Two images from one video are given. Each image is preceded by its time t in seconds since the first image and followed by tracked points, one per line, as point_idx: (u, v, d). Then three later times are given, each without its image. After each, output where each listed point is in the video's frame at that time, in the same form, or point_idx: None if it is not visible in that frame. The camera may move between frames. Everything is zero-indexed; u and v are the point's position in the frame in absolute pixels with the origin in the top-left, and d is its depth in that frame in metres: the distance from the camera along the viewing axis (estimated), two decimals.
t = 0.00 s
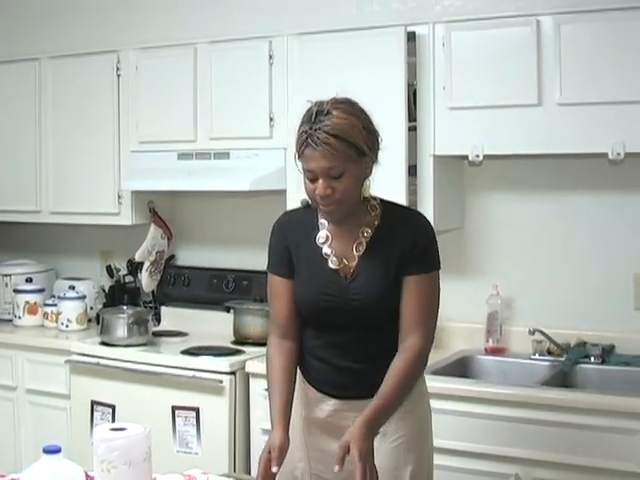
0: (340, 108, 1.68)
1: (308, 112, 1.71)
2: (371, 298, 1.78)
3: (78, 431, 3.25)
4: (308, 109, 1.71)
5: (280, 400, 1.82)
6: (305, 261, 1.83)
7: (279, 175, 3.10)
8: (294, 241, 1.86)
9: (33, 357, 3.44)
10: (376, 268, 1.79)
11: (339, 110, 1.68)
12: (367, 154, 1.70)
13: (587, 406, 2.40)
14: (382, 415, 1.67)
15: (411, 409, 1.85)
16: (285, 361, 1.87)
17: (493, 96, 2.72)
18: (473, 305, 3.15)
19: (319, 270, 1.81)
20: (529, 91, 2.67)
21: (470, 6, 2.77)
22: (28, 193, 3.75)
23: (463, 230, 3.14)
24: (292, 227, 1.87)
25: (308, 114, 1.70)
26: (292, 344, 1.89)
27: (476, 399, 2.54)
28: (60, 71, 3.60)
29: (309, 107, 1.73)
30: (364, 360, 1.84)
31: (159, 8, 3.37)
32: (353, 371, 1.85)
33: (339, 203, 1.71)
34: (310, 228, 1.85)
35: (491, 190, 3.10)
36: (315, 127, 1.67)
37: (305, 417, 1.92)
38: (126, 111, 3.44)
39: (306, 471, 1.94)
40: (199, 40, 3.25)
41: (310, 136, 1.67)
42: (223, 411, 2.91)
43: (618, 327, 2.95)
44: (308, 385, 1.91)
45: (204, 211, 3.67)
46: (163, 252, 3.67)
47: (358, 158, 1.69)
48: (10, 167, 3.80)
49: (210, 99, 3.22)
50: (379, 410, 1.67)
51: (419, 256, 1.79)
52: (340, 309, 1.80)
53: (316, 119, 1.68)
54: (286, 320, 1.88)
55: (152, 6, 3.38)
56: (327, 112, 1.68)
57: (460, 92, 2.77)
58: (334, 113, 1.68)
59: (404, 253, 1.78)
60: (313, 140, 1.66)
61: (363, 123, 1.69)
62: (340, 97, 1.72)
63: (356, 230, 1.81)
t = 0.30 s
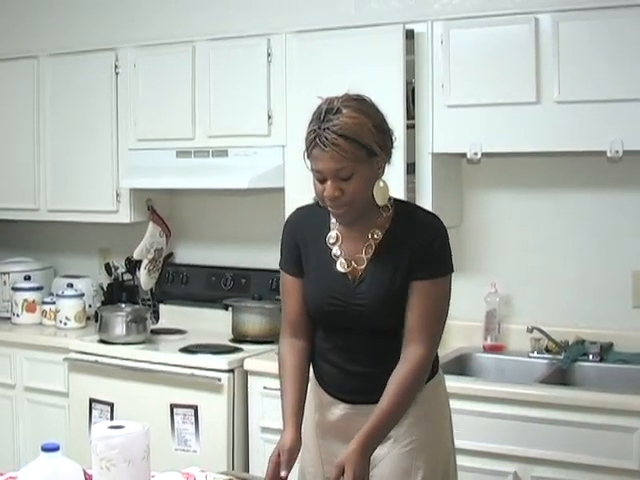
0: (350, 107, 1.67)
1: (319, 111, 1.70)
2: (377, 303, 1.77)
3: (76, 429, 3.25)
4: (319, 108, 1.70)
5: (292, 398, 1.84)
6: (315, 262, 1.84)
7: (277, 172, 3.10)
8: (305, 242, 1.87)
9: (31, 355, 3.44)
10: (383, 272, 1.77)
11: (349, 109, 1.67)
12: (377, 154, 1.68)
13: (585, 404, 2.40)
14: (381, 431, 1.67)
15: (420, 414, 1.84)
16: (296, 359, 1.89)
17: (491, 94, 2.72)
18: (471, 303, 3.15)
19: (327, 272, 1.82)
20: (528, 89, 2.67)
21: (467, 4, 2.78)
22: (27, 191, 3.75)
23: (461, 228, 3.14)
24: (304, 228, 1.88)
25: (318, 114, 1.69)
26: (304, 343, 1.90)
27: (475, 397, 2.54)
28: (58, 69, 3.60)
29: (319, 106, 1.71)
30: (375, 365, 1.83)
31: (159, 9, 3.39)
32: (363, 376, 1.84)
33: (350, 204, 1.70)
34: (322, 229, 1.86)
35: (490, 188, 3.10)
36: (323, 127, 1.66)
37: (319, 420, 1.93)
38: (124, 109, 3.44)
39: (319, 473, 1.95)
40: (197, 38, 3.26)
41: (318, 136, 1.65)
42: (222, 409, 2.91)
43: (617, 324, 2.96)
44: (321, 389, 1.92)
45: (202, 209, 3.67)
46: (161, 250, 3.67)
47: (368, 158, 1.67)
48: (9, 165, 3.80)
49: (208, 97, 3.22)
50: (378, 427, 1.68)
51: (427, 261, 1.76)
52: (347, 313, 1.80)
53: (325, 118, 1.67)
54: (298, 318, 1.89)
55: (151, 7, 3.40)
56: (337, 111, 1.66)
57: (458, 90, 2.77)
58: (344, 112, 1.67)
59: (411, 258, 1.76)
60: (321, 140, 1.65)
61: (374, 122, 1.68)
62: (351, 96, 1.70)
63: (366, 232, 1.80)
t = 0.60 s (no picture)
0: (353, 92, 1.65)
1: (321, 95, 1.68)
2: (382, 289, 1.75)
3: (76, 414, 3.25)
4: (322, 92, 1.68)
5: (299, 383, 1.83)
6: (322, 248, 1.84)
7: (278, 158, 3.10)
8: (312, 227, 1.87)
9: (30, 341, 3.44)
10: (389, 259, 1.76)
11: (351, 94, 1.65)
12: (380, 139, 1.67)
13: (585, 390, 2.40)
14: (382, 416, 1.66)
15: (427, 404, 1.82)
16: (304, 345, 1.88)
17: (492, 80, 2.72)
18: (471, 289, 3.15)
19: (333, 258, 1.81)
20: (528, 75, 2.67)
21: None
22: (27, 177, 3.74)
23: (461, 214, 3.14)
24: (311, 213, 1.88)
25: (320, 98, 1.67)
26: (312, 328, 1.90)
27: (475, 383, 2.55)
28: (58, 54, 3.60)
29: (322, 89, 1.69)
30: (383, 352, 1.81)
31: None
32: (370, 364, 1.82)
33: (352, 190, 1.69)
34: (329, 215, 1.85)
35: (490, 174, 3.09)
36: (324, 112, 1.64)
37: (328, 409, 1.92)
38: (125, 94, 3.43)
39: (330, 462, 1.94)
40: (197, 24, 3.24)
41: (319, 122, 1.64)
42: (221, 395, 2.91)
43: (617, 311, 2.95)
44: (331, 377, 1.91)
45: (202, 195, 3.67)
46: (161, 236, 3.67)
47: (371, 144, 1.65)
48: (8, 151, 3.79)
49: (208, 83, 3.22)
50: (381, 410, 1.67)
51: (433, 245, 1.74)
52: (354, 300, 1.78)
53: (327, 103, 1.65)
54: (306, 302, 1.89)
55: None
56: (338, 97, 1.64)
57: (458, 76, 2.76)
58: (346, 97, 1.64)
59: (417, 244, 1.74)
60: (322, 126, 1.63)
61: (376, 107, 1.66)
62: (354, 79, 1.68)
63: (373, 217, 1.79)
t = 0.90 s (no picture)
0: (353, 74, 1.65)
1: (321, 78, 1.68)
2: (385, 269, 1.75)
3: (77, 394, 3.26)
4: (322, 75, 1.68)
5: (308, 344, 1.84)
6: (323, 227, 1.84)
7: (277, 138, 3.10)
8: (314, 207, 1.87)
9: (31, 321, 3.44)
10: (392, 240, 1.76)
11: (350, 76, 1.64)
12: (380, 121, 1.67)
13: (584, 370, 2.41)
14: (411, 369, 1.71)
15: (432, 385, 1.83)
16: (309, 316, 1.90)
17: (492, 60, 2.71)
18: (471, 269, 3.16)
19: (335, 238, 1.81)
20: (528, 55, 2.66)
21: None
22: (26, 157, 3.74)
23: (461, 194, 3.14)
24: (314, 193, 1.88)
25: (321, 81, 1.67)
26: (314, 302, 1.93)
27: (472, 364, 2.57)
28: (57, 34, 3.59)
29: (323, 72, 1.69)
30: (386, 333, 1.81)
31: None
32: (373, 346, 1.82)
33: (354, 172, 1.69)
34: (331, 194, 1.85)
35: (490, 154, 3.09)
36: (325, 95, 1.64)
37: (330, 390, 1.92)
38: (124, 74, 3.43)
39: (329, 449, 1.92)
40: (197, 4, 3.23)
41: (319, 105, 1.63)
42: (222, 375, 2.91)
43: (616, 291, 2.96)
44: (330, 358, 1.90)
45: (202, 175, 3.67)
46: (161, 217, 3.67)
47: (371, 126, 1.65)
48: (9, 131, 3.79)
49: (208, 63, 3.21)
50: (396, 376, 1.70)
51: (439, 226, 1.74)
52: (356, 280, 1.78)
53: (327, 86, 1.65)
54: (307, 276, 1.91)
55: None
56: (339, 79, 1.64)
57: (458, 56, 2.76)
58: (345, 79, 1.64)
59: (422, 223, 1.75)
60: (322, 109, 1.63)
61: (377, 90, 1.66)
62: (354, 61, 1.68)
63: (375, 199, 1.79)
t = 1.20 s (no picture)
0: (348, 76, 1.64)
1: (317, 79, 1.67)
2: (391, 265, 1.75)
3: (76, 390, 3.26)
4: (317, 75, 1.68)
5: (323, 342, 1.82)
6: (323, 225, 1.83)
7: (276, 134, 3.09)
8: (314, 204, 1.85)
9: (30, 317, 3.44)
10: (396, 237, 1.75)
11: (346, 77, 1.64)
12: (377, 121, 1.66)
13: (583, 366, 2.41)
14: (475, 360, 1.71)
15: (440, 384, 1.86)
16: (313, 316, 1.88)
17: (491, 56, 2.71)
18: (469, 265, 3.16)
19: (337, 235, 1.79)
20: (527, 51, 2.66)
21: None
22: (25, 153, 3.74)
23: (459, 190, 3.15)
24: (313, 191, 1.86)
25: (317, 82, 1.67)
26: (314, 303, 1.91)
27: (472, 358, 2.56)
28: (56, 30, 3.58)
29: (318, 72, 1.69)
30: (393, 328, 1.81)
31: None
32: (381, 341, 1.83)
33: (353, 172, 1.69)
34: (331, 191, 1.83)
35: (489, 150, 3.09)
36: (320, 97, 1.64)
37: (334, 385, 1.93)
38: (123, 70, 3.43)
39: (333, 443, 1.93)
40: None
41: (315, 107, 1.63)
42: (220, 370, 2.91)
43: (615, 287, 2.96)
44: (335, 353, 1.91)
45: (200, 171, 3.66)
46: (160, 213, 3.67)
47: (368, 127, 1.65)
48: (8, 127, 3.79)
49: (207, 59, 3.21)
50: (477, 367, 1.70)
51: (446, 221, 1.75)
52: (361, 277, 1.78)
53: (322, 88, 1.64)
54: (307, 276, 1.90)
55: None
56: (334, 81, 1.64)
57: (457, 52, 2.76)
58: (341, 81, 1.64)
59: (429, 217, 1.75)
60: (318, 112, 1.63)
61: (372, 90, 1.65)
62: (349, 61, 1.67)
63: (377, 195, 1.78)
